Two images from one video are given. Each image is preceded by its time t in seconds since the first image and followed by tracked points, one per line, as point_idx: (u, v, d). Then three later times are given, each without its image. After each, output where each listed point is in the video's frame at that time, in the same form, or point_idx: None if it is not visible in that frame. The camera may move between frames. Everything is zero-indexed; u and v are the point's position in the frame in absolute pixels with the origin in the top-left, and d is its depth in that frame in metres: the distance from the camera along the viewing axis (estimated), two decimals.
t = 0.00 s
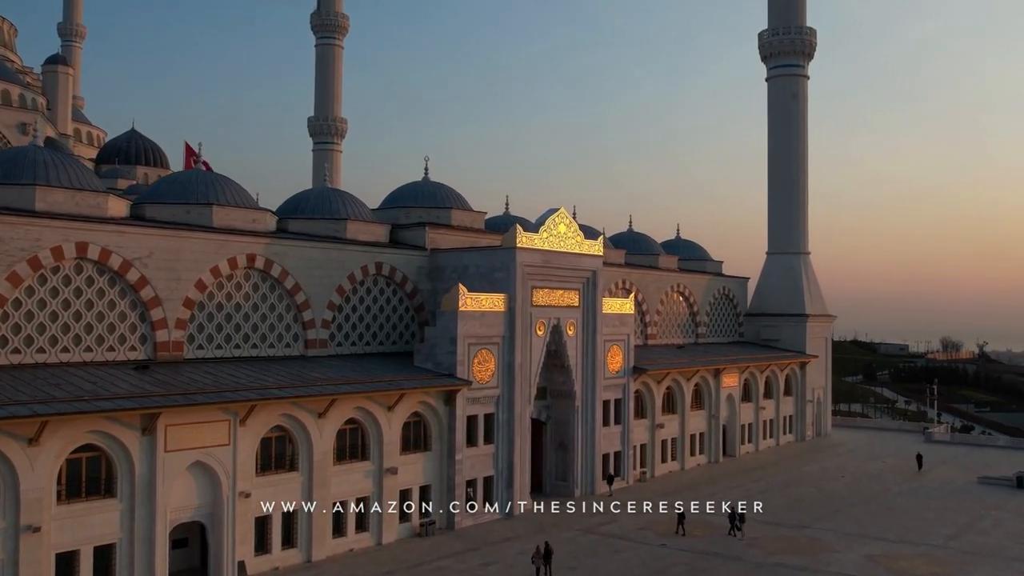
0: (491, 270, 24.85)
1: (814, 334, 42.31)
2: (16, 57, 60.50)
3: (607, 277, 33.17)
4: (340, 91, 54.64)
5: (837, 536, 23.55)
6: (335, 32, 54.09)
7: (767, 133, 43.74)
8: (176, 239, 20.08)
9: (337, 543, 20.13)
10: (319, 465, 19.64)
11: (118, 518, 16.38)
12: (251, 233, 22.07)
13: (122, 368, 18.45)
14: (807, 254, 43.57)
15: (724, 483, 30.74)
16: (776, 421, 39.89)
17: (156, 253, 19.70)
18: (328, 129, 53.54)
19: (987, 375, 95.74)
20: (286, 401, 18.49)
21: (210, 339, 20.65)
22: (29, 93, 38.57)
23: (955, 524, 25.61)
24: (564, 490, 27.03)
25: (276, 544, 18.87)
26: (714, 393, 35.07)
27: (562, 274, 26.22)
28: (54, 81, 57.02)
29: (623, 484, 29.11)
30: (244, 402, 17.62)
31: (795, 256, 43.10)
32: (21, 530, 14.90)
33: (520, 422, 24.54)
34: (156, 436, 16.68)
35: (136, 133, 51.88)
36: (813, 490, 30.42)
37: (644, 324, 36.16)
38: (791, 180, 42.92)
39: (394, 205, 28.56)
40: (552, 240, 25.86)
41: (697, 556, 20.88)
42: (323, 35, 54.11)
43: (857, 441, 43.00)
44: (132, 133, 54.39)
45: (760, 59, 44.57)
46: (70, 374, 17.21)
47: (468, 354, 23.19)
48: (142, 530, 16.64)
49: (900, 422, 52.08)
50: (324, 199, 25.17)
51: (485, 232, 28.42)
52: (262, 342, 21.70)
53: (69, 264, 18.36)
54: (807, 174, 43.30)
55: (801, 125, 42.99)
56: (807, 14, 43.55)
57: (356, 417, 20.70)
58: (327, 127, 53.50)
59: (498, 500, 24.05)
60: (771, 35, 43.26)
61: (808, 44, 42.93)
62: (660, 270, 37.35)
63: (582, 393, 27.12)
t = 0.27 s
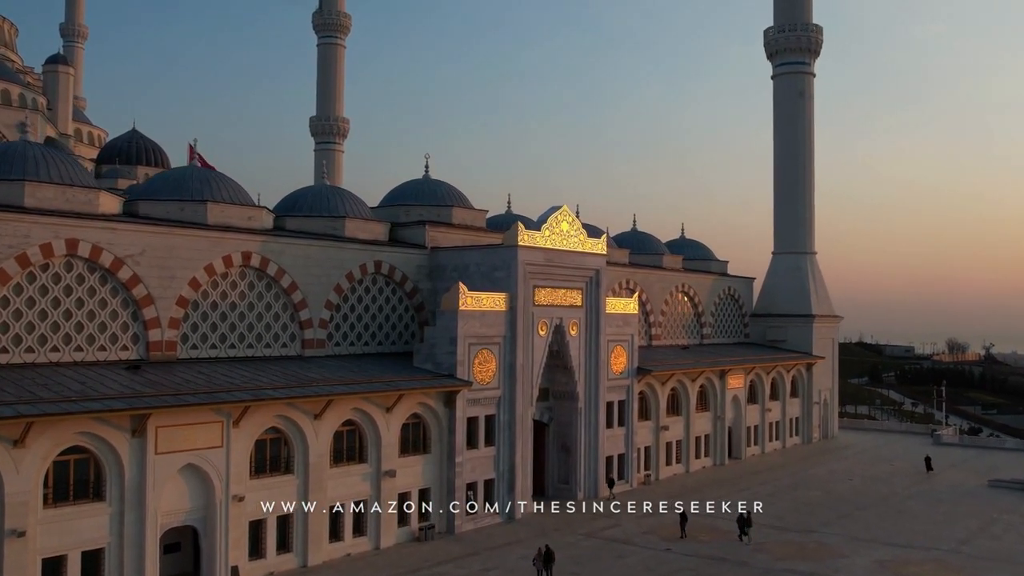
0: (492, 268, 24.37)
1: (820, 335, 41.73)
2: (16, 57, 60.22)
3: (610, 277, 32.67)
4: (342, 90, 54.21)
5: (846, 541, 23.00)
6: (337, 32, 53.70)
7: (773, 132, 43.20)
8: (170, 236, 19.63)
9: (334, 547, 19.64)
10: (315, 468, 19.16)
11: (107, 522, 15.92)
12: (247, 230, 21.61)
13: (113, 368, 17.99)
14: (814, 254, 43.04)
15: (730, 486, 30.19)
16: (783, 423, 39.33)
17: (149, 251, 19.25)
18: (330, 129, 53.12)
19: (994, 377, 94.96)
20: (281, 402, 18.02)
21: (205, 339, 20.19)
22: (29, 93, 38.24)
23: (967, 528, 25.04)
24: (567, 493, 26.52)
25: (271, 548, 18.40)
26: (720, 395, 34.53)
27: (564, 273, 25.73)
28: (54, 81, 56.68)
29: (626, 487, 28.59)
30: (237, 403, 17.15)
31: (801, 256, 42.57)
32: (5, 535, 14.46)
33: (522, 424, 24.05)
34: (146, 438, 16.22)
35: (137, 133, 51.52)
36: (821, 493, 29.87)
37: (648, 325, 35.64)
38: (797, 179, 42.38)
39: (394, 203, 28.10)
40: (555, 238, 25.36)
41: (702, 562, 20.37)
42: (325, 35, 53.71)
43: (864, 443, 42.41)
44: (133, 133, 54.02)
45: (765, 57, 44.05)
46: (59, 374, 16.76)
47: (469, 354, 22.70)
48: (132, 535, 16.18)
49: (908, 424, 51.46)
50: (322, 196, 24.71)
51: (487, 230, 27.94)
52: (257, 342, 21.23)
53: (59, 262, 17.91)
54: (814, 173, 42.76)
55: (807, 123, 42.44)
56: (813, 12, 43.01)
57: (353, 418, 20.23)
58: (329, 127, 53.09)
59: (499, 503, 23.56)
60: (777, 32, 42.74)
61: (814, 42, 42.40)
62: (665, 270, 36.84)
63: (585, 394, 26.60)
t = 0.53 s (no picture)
0: (493, 268, 23.89)
1: (827, 336, 41.16)
2: (17, 57, 59.96)
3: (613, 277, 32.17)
4: (344, 90, 53.81)
5: (856, 547, 22.44)
6: (339, 32, 53.31)
7: (779, 131, 42.67)
8: (162, 234, 19.18)
9: (330, 553, 19.15)
10: (310, 471, 18.69)
11: (95, 527, 15.45)
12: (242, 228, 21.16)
13: (103, 368, 17.55)
14: (820, 255, 42.50)
15: (736, 490, 29.63)
16: (789, 426, 38.77)
17: (141, 249, 18.80)
18: (331, 129, 52.73)
19: (1001, 379, 94.16)
20: (275, 404, 17.54)
21: (198, 339, 19.73)
22: (29, 93, 37.93)
23: (979, 533, 24.45)
24: (570, 497, 26.00)
25: (265, 554, 17.92)
26: (725, 397, 33.99)
27: (567, 273, 25.23)
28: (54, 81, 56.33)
29: (630, 491, 28.07)
30: (229, 405, 16.67)
31: (807, 257, 42.03)
32: None
33: (523, 426, 23.55)
34: (135, 441, 15.76)
35: (138, 132, 51.22)
36: (829, 497, 29.29)
37: (652, 326, 35.13)
38: (803, 179, 41.85)
39: (393, 202, 27.63)
40: (557, 237, 24.87)
41: (709, 569, 19.83)
42: (326, 35, 53.33)
43: (872, 446, 41.81)
44: (133, 134, 53.67)
45: (771, 55, 43.54)
46: (46, 375, 16.31)
47: (469, 355, 22.21)
48: (121, 540, 15.71)
49: (915, 427, 50.81)
50: (320, 194, 24.25)
51: (488, 229, 27.46)
52: (253, 343, 20.78)
53: (49, 260, 17.47)
54: (820, 173, 42.23)
55: (813, 122, 41.91)
56: (819, 10, 42.49)
57: (350, 420, 19.75)
58: (330, 127, 52.69)
59: (500, 507, 23.06)
60: (783, 30, 42.24)
61: (820, 40, 41.87)
62: (669, 270, 36.33)
63: (588, 396, 26.09)
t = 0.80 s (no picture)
0: (495, 267, 23.38)
1: (835, 338, 40.54)
2: (18, 58, 59.68)
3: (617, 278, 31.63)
4: (346, 90, 53.33)
5: (867, 554, 21.83)
6: (341, 32, 52.85)
7: (786, 130, 42.12)
8: (155, 231, 18.71)
9: (326, 559, 18.63)
10: (305, 475, 18.18)
11: (82, 533, 14.95)
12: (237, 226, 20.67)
13: (93, 369, 17.07)
14: (827, 255, 41.90)
15: (743, 494, 29.03)
16: (796, 429, 38.16)
17: (133, 247, 18.33)
18: (333, 130, 52.28)
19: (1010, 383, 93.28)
20: (269, 405, 17.04)
21: (192, 339, 19.25)
22: (29, 93, 37.58)
23: (993, 540, 23.83)
24: (573, 501, 25.45)
25: (259, 561, 17.40)
26: (731, 400, 33.41)
27: (570, 273, 24.70)
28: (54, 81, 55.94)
29: (635, 496, 27.49)
30: (221, 407, 16.18)
31: (814, 257, 41.45)
32: None
33: (525, 429, 23.01)
34: (123, 443, 15.26)
35: (138, 133, 50.84)
36: (838, 502, 28.67)
37: (657, 328, 34.58)
38: (810, 178, 41.28)
39: (394, 200, 27.14)
40: (560, 236, 24.34)
41: None
42: (329, 35, 52.87)
43: (880, 450, 41.17)
44: (134, 134, 53.29)
45: (777, 53, 43.00)
46: (33, 376, 15.83)
47: (469, 356, 21.68)
48: (109, 547, 15.20)
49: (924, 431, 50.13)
50: (317, 192, 23.76)
51: (489, 228, 26.95)
52: (248, 343, 20.29)
53: (37, 257, 17.00)
54: (827, 172, 41.65)
55: (820, 121, 41.36)
56: (826, 7, 41.94)
57: (347, 423, 19.23)
58: (332, 128, 52.25)
59: (501, 513, 22.53)
60: (789, 28, 41.71)
61: (827, 38, 41.32)
62: (674, 271, 35.79)
63: (591, 399, 25.55)
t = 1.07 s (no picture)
0: (496, 266, 22.91)
1: (842, 340, 39.97)
2: (18, 59, 59.44)
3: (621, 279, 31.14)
4: (348, 91, 52.91)
5: (878, 561, 21.27)
6: (344, 32, 52.43)
7: (791, 129, 41.63)
8: (147, 229, 18.27)
9: (322, 565, 18.15)
10: (301, 479, 17.71)
11: (68, 539, 14.49)
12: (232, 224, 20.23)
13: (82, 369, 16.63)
14: (834, 256, 41.37)
15: (749, 499, 28.48)
16: (803, 432, 37.61)
17: (124, 244, 17.90)
18: (335, 131, 51.87)
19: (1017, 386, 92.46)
20: (263, 407, 16.58)
21: (185, 340, 18.81)
22: (29, 94, 37.23)
23: (1007, 546, 23.25)
24: (576, 506, 24.94)
25: (252, 567, 16.93)
26: (737, 403, 32.88)
27: (573, 272, 24.21)
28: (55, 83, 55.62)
29: (639, 500, 26.98)
30: (213, 408, 15.72)
31: (820, 258, 40.93)
32: None
33: (527, 432, 22.51)
34: (112, 446, 14.80)
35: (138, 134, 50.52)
36: (846, 507, 28.11)
37: (661, 329, 34.08)
38: (817, 178, 40.77)
39: (393, 199, 26.69)
40: (563, 235, 23.85)
41: None
42: (331, 36, 52.47)
43: (888, 454, 40.58)
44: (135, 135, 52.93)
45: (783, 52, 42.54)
46: (20, 376, 15.40)
47: (470, 357, 21.19)
48: (97, 553, 14.73)
49: (931, 434, 49.48)
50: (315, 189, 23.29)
51: (490, 227, 26.49)
52: (243, 344, 19.84)
53: (25, 255, 16.57)
54: (834, 172, 41.14)
55: (826, 120, 40.86)
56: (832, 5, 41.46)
57: (344, 426, 18.76)
58: (334, 129, 51.84)
59: (502, 517, 22.03)
60: (795, 26, 41.24)
61: (833, 36, 40.83)
62: (678, 272, 35.29)
63: (595, 401, 25.05)
